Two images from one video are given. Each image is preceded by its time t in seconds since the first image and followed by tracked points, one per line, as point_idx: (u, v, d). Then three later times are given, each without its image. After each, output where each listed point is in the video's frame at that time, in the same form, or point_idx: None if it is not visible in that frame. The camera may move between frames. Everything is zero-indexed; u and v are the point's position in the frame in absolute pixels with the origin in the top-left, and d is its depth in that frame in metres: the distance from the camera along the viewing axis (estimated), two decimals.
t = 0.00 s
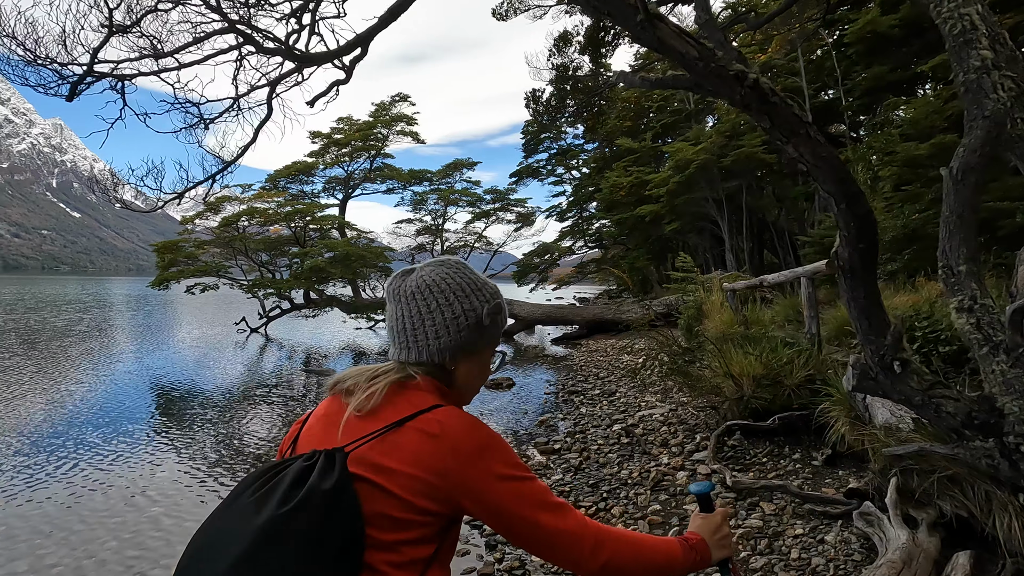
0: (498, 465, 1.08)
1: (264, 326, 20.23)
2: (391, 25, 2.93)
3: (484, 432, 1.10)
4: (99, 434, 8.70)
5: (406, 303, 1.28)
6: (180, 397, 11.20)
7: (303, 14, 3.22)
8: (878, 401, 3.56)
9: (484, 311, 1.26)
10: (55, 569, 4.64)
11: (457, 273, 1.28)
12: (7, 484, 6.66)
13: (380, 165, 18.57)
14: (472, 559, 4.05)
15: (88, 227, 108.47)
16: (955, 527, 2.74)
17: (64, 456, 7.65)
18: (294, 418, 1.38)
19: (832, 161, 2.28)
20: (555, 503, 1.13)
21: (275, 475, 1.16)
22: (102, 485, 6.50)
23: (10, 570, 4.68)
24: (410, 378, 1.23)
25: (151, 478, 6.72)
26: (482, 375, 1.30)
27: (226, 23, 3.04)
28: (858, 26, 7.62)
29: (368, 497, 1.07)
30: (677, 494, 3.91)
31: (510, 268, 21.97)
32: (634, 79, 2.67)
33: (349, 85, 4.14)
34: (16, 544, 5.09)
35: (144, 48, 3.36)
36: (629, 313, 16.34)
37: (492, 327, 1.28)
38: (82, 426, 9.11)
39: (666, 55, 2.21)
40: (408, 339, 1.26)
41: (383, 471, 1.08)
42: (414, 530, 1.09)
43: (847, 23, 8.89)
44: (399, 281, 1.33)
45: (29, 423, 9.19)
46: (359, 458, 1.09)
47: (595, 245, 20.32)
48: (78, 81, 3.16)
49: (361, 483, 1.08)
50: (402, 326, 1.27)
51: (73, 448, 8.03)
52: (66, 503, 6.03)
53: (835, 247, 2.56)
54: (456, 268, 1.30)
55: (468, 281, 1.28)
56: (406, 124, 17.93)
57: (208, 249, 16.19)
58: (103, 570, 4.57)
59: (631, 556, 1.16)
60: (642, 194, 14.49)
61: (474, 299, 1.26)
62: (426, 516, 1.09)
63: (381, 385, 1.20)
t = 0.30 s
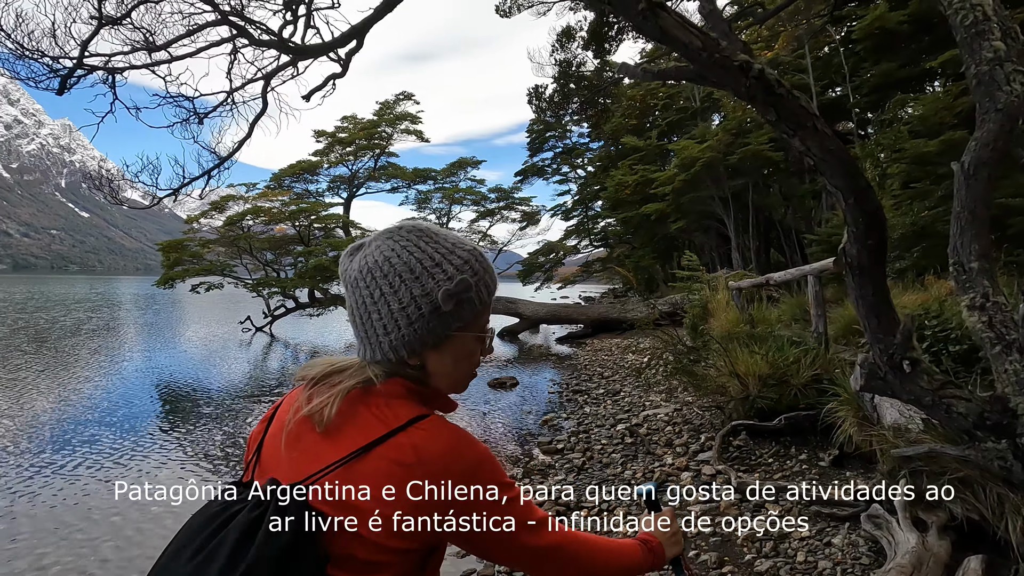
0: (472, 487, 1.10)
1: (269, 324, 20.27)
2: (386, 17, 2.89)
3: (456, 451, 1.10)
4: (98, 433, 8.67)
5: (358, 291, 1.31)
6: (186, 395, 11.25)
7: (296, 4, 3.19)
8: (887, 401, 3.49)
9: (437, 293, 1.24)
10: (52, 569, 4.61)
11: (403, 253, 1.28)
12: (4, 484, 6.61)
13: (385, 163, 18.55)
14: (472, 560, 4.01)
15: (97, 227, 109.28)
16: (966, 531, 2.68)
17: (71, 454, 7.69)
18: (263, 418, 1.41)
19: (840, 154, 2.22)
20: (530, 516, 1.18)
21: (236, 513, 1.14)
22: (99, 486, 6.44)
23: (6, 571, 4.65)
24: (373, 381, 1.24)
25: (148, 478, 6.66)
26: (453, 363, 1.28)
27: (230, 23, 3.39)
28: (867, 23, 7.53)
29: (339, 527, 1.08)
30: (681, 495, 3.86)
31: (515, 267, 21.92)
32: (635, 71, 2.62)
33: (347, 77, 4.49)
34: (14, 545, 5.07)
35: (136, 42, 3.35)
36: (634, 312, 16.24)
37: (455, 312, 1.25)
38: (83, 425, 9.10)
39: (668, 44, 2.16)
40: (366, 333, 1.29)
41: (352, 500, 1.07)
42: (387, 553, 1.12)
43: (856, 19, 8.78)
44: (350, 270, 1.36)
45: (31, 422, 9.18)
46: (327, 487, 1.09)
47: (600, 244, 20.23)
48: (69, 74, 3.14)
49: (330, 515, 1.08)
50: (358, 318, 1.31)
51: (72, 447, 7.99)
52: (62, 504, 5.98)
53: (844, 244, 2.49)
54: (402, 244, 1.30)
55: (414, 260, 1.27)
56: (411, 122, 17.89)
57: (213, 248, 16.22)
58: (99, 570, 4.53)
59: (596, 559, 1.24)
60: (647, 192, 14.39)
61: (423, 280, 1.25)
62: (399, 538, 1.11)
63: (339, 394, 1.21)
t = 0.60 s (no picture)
0: (472, 487, 1.08)
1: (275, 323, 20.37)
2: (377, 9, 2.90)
3: (446, 455, 1.08)
4: (103, 431, 8.72)
5: (340, 285, 1.30)
6: (193, 393, 11.33)
7: None
8: (893, 401, 3.43)
9: (420, 288, 1.22)
10: (50, 567, 4.62)
11: (387, 246, 1.27)
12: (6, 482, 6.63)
13: (390, 162, 18.56)
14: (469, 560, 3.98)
15: (108, 227, 110.45)
16: (974, 534, 2.61)
17: (78, 452, 7.75)
18: (242, 425, 1.38)
19: (842, 148, 2.18)
20: (527, 518, 1.16)
21: (221, 539, 1.08)
22: (99, 485, 6.45)
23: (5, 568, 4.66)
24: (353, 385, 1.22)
25: (150, 478, 6.67)
26: (440, 367, 1.25)
27: (223, 19, 3.48)
28: (876, 18, 7.42)
29: (339, 528, 1.05)
30: (682, 495, 3.83)
31: (521, 266, 21.88)
32: (635, 64, 2.59)
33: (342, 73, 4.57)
34: (12, 543, 5.08)
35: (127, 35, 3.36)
36: (640, 312, 16.15)
37: (439, 309, 1.23)
38: (89, 423, 9.16)
39: (665, 36, 2.11)
40: (347, 329, 1.27)
41: (349, 501, 1.04)
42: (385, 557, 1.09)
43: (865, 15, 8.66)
44: (333, 263, 1.36)
45: (40, 420, 9.28)
46: (327, 488, 1.06)
47: (607, 243, 20.14)
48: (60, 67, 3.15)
49: (328, 515, 1.05)
50: (340, 314, 1.30)
51: (76, 446, 8.02)
52: (63, 502, 5.99)
53: (848, 240, 2.44)
54: (384, 237, 1.29)
55: (395, 253, 1.26)
56: (416, 121, 17.89)
57: (220, 247, 16.33)
58: (97, 568, 4.54)
59: (595, 563, 1.22)
60: (653, 191, 14.31)
61: (406, 274, 1.23)
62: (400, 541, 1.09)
63: (318, 400, 1.19)
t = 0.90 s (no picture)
0: (472, 487, 1.04)
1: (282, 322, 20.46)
2: None
3: (443, 458, 1.03)
4: (108, 430, 8.76)
5: (344, 286, 1.20)
6: (201, 392, 11.42)
7: None
8: (902, 402, 3.33)
9: (444, 289, 1.16)
10: (40, 568, 4.58)
11: (402, 243, 1.18)
12: (7, 480, 6.66)
13: (395, 161, 18.57)
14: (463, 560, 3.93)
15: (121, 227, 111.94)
16: (982, 540, 2.53)
17: (84, 450, 7.78)
18: (229, 430, 1.31)
19: (842, 139, 2.10)
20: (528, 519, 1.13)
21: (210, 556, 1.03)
22: (99, 484, 6.45)
23: None
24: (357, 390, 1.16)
25: (150, 477, 6.66)
26: (445, 368, 1.23)
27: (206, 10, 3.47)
28: (886, 13, 7.28)
29: (338, 529, 1.00)
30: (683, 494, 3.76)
31: (527, 264, 21.83)
32: (627, 53, 2.52)
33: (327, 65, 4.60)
34: (5, 542, 5.06)
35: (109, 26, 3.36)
36: (645, 311, 16.04)
37: (457, 309, 1.19)
38: (95, 421, 9.20)
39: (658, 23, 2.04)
40: (354, 334, 1.18)
41: (349, 501, 0.99)
42: (377, 566, 1.04)
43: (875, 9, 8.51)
44: (326, 260, 1.25)
45: (51, 418, 9.37)
46: (328, 488, 1.01)
47: (614, 242, 20.01)
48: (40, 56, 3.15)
49: (328, 515, 1.00)
50: (339, 316, 1.21)
51: (80, 444, 8.06)
52: (60, 502, 5.96)
53: (851, 235, 2.36)
54: (393, 232, 1.20)
55: (415, 249, 1.17)
56: (421, 120, 17.86)
57: (226, 246, 16.43)
58: (90, 568, 4.51)
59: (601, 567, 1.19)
60: (660, 189, 14.20)
61: (428, 273, 1.16)
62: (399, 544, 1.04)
63: (320, 411, 1.12)
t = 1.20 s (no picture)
0: (470, 486, 1.07)
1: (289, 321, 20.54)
2: None
3: (444, 458, 1.05)
4: (113, 429, 8.79)
5: (370, 286, 1.19)
6: (207, 392, 11.43)
7: None
8: (910, 408, 3.22)
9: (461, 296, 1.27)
10: (30, 571, 4.54)
11: (428, 251, 1.24)
12: (9, 478, 6.68)
13: (402, 161, 18.56)
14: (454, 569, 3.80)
15: (135, 226, 113.31)
16: (994, 554, 2.41)
17: (87, 450, 7.78)
18: (205, 435, 1.23)
19: (844, 134, 2.02)
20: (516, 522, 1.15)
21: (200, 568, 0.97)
22: (98, 483, 6.44)
23: None
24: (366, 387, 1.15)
25: (148, 478, 6.61)
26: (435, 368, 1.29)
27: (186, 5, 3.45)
28: (897, 9, 7.13)
29: (336, 530, 0.97)
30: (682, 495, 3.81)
31: (534, 264, 21.74)
32: (620, 45, 2.45)
33: (310, 58, 4.61)
34: None
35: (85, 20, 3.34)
36: (652, 311, 15.90)
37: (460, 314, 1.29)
38: (101, 420, 9.23)
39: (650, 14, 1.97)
40: (378, 334, 1.18)
41: (349, 501, 0.97)
42: (371, 567, 1.02)
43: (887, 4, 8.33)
44: (347, 258, 1.24)
45: (58, 417, 9.41)
46: (328, 487, 0.98)
47: (622, 242, 19.86)
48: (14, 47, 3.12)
49: (328, 516, 0.97)
50: (356, 315, 1.20)
51: (84, 443, 8.09)
52: (52, 504, 5.89)
53: (854, 235, 2.27)
54: (421, 240, 1.26)
55: (438, 259, 1.24)
56: (428, 119, 17.83)
57: (233, 245, 16.51)
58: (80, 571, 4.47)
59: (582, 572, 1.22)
60: (667, 188, 14.06)
61: (451, 279, 1.25)
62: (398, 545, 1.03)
63: (330, 412, 1.08)
